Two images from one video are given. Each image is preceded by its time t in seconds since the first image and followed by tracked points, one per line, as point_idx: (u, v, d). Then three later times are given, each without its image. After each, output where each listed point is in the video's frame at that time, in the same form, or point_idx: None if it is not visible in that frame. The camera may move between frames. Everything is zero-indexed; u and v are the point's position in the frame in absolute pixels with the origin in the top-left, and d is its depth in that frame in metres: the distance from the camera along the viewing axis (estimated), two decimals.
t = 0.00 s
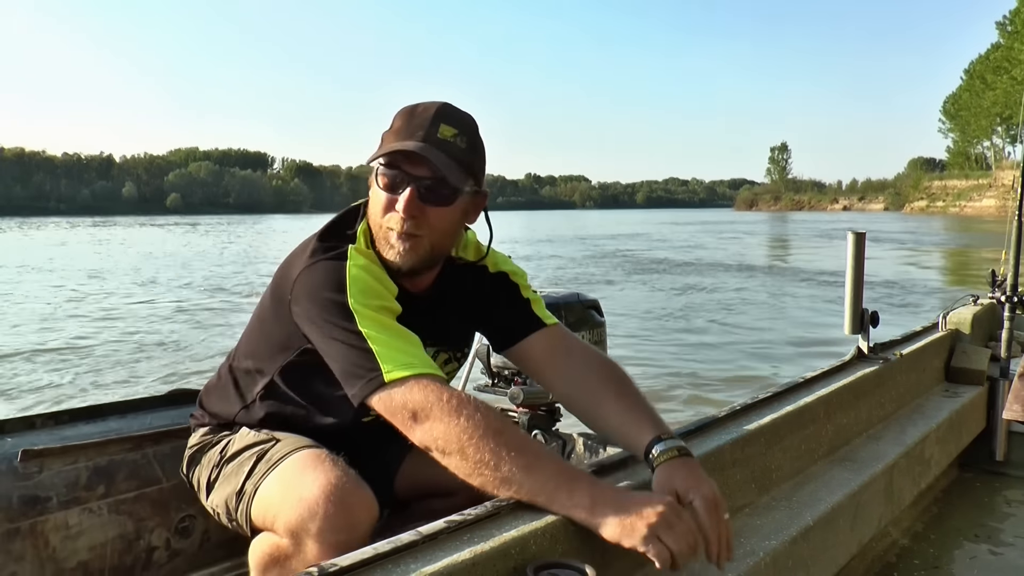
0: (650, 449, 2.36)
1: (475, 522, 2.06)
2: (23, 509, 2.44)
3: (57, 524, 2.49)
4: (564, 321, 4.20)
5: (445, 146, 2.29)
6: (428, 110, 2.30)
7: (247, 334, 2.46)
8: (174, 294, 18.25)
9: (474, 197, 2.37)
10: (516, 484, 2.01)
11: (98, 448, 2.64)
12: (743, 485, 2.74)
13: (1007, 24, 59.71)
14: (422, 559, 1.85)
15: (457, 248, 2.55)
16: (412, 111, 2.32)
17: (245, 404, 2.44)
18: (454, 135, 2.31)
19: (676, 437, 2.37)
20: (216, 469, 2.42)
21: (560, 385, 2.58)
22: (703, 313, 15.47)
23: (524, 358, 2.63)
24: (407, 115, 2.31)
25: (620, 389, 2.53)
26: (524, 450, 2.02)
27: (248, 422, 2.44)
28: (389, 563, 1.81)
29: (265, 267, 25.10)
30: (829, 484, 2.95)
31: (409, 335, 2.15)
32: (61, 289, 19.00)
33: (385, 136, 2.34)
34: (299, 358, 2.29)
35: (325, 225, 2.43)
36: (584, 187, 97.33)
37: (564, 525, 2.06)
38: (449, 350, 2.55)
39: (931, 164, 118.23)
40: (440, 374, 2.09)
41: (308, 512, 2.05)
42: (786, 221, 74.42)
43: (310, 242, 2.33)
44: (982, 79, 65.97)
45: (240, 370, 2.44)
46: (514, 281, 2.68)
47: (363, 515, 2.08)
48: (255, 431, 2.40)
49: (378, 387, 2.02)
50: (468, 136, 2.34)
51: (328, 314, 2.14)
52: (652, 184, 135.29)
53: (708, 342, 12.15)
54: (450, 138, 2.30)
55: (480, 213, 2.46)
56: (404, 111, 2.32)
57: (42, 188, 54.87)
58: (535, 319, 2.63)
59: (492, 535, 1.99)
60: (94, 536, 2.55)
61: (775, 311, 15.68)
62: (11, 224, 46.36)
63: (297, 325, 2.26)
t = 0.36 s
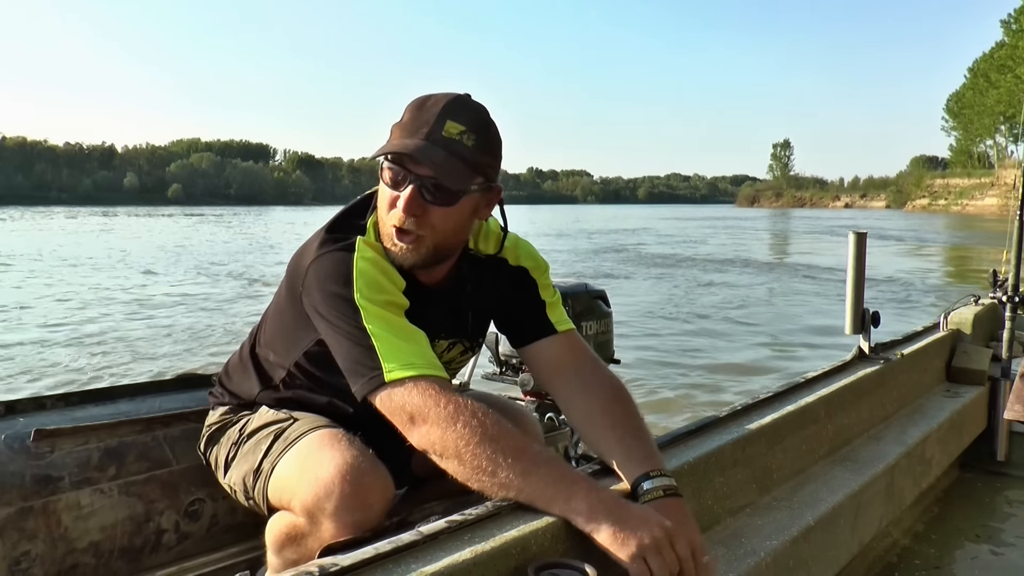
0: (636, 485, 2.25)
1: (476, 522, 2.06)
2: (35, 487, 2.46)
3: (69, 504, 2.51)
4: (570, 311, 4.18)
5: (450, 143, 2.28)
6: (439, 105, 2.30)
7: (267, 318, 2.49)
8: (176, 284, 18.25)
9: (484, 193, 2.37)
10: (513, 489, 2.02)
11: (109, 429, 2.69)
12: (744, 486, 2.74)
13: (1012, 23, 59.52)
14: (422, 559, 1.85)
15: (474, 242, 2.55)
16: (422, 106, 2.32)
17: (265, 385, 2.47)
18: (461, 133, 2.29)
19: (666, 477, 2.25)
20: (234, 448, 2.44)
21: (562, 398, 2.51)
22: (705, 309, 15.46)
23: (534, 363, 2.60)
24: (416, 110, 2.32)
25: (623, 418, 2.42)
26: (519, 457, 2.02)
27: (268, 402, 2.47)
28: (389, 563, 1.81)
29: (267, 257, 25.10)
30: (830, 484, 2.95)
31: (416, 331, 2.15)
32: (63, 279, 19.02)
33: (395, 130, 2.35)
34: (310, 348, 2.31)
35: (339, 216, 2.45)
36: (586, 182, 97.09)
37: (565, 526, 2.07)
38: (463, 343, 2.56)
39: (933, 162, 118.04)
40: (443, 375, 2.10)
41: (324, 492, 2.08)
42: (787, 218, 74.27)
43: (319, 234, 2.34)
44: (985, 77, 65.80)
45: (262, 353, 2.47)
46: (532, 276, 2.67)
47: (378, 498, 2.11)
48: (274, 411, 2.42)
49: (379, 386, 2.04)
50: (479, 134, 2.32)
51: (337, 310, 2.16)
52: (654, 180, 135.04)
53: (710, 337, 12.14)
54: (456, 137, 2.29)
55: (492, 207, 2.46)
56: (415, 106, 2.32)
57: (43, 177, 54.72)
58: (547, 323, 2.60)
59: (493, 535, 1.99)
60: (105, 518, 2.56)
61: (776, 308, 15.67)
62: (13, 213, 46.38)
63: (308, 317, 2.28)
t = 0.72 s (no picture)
0: (632, 488, 2.24)
1: (475, 522, 2.06)
2: (50, 500, 2.50)
3: (84, 516, 2.55)
4: (579, 316, 4.16)
5: (441, 142, 2.30)
6: (428, 106, 2.33)
7: (269, 331, 2.48)
8: (178, 291, 18.32)
9: (475, 191, 2.38)
10: (522, 475, 2.01)
11: (121, 442, 2.75)
12: (743, 486, 2.74)
13: (1010, 24, 59.48)
14: (422, 559, 1.85)
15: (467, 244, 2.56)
16: (411, 108, 2.34)
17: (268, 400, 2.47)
18: (450, 132, 2.32)
19: (662, 479, 2.23)
20: (243, 463, 2.43)
21: (560, 398, 2.49)
22: (705, 312, 15.46)
23: (532, 363, 2.59)
24: (406, 112, 2.34)
25: (621, 419, 2.39)
26: (534, 444, 2.02)
27: (275, 414, 2.45)
28: (389, 563, 1.81)
29: (269, 264, 25.16)
30: (829, 484, 2.95)
31: (419, 327, 2.16)
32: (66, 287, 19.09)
33: (385, 132, 2.37)
34: (311, 354, 2.30)
35: (334, 220, 2.46)
36: (586, 186, 97.17)
37: (564, 525, 2.07)
38: (461, 346, 2.56)
39: (933, 163, 118.07)
40: (453, 365, 2.11)
41: (335, 498, 2.08)
42: (787, 220, 74.22)
43: (316, 238, 2.35)
44: (984, 78, 65.80)
45: (266, 365, 2.46)
46: (527, 276, 2.68)
47: (389, 499, 2.11)
48: (279, 424, 2.42)
49: (390, 376, 2.04)
50: (469, 133, 2.35)
51: (337, 307, 2.17)
52: (653, 183, 135.13)
53: (711, 340, 12.14)
54: (446, 135, 2.31)
55: (484, 206, 2.47)
56: (405, 108, 2.35)
57: (44, 185, 54.95)
58: (541, 322, 2.60)
59: (492, 535, 1.99)
60: (120, 529, 2.60)
61: (777, 310, 15.66)
62: (14, 222, 46.48)
63: (310, 320, 2.27)
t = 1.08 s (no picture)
0: (628, 486, 2.23)
1: (476, 522, 2.06)
2: (66, 507, 2.53)
3: (98, 522, 2.57)
4: (595, 322, 4.16)
5: (439, 147, 2.31)
6: (425, 112, 2.34)
7: (273, 346, 2.49)
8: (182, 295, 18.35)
9: (474, 195, 2.38)
10: (521, 474, 2.01)
11: (136, 449, 2.75)
12: (743, 486, 2.74)
13: (1008, 23, 59.50)
14: (422, 559, 1.85)
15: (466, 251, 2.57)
16: (408, 115, 2.35)
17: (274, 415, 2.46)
18: (448, 137, 2.33)
19: (659, 477, 2.22)
20: (251, 479, 2.43)
21: (559, 400, 2.50)
22: (706, 312, 15.46)
23: (531, 367, 2.60)
24: (404, 119, 2.35)
25: (619, 420, 2.39)
26: (533, 444, 2.03)
27: (282, 429, 2.45)
28: (389, 563, 1.81)
29: (271, 267, 25.20)
30: (830, 484, 2.95)
31: (418, 330, 2.17)
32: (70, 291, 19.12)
33: (383, 139, 2.38)
34: (315, 363, 2.30)
35: (334, 229, 2.47)
36: (586, 187, 97.16)
37: (564, 524, 2.07)
38: (464, 354, 2.56)
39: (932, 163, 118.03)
40: (451, 366, 2.11)
41: (340, 511, 2.08)
42: (787, 220, 74.21)
43: (317, 246, 2.36)
44: (983, 77, 65.78)
45: (271, 378, 2.46)
46: (526, 281, 2.68)
47: (395, 511, 2.11)
48: (286, 439, 2.42)
49: (390, 377, 2.04)
50: (466, 138, 2.35)
51: (338, 311, 2.17)
52: (653, 184, 135.22)
53: (713, 341, 12.14)
54: (443, 140, 2.32)
55: (483, 211, 2.47)
56: (402, 115, 2.36)
57: (44, 190, 55.05)
58: (539, 327, 2.61)
59: (493, 535, 1.99)
60: (134, 535, 2.62)
61: (778, 310, 15.65)
62: (16, 227, 46.53)
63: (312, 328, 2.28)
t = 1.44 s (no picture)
0: (627, 487, 2.23)
1: (476, 522, 2.06)
2: (63, 501, 2.52)
3: (96, 516, 2.56)
4: (592, 319, 4.16)
5: (452, 138, 2.31)
6: (435, 105, 2.33)
7: (279, 337, 2.49)
8: (181, 288, 18.35)
9: (485, 188, 2.39)
10: (522, 471, 2.01)
11: (134, 442, 2.74)
12: (743, 485, 2.74)
13: (1009, 21, 59.51)
14: (422, 559, 1.84)
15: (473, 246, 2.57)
16: (418, 108, 2.35)
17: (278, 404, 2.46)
18: (459, 127, 2.33)
19: (660, 478, 2.22)
20: (253, 472, 2.43)
21: (559, 398, 2.49)
22: (705, 309, 15.46)
23: (532, 363, 2.59)
24: (414, 112, 2.34)
25: (619, 417, 2.39)
26: (536, 440, 2.02)
27: (285, 421, 2.44)
28: (389, 563, 1.81)
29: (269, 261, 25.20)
30: (829, 484, 2.95)
31: (425, 324, 2.17)
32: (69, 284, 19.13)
33: (394, 132, 2.37)
34: (321, 354, 2.29)
35: (343, 221, 2.46)
36: (585, 183, 97.20)
37: (564, 525, 2.06)
38: (469, 346, 2.56)
39: (932, 161, 118.04)
40: (457, 361, 2.10)
41: (343, 504, 2.08)
42: (786, 217, 74.21)
43: (326, 238, 2.36)
44: (984, 76, 65.73)
45: (275, 370, 2.46)
46: (531, 277, 2.67)
47: (398, 505, 2.11)
48: (289, 431, 2.41)
49: (396, 370, 2.04)
50: (477, 130, 2.35)
51: (346, 303, 2.17)
52: (652, 180, 135.17)
53: (712, 338, 12.14)
54: (456, 132, 2.32)
55: (493, 204, 2.48)
56: (412, 109, 2.35)
57: (43, 182, 55.09)
58: (542, 322, 2.60)
59: (493, 535, 1.99)
60: (132, 530, 2.62)
61: (776, 307, 15.67)
62: (14, 219, 46.50)
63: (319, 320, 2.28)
